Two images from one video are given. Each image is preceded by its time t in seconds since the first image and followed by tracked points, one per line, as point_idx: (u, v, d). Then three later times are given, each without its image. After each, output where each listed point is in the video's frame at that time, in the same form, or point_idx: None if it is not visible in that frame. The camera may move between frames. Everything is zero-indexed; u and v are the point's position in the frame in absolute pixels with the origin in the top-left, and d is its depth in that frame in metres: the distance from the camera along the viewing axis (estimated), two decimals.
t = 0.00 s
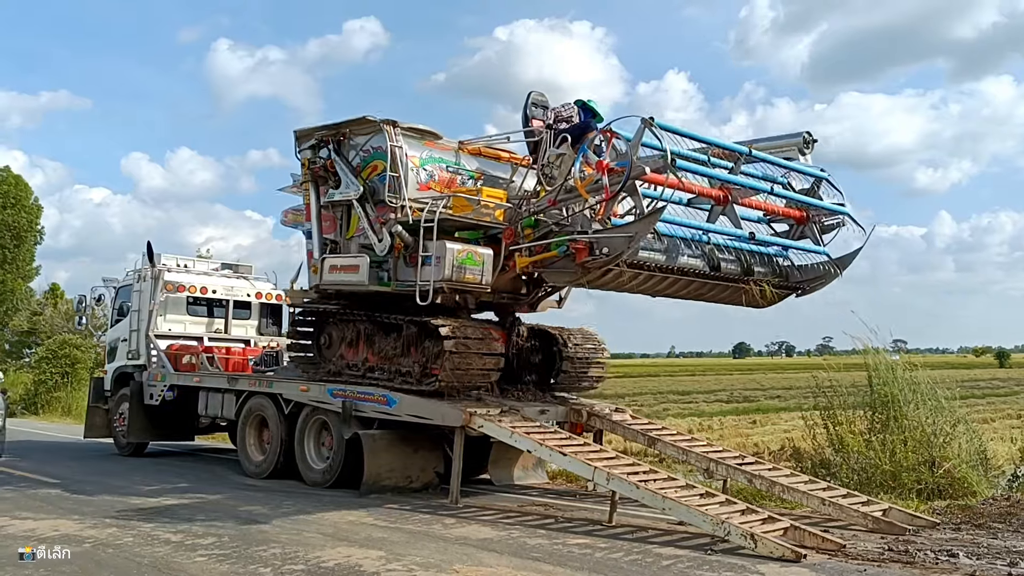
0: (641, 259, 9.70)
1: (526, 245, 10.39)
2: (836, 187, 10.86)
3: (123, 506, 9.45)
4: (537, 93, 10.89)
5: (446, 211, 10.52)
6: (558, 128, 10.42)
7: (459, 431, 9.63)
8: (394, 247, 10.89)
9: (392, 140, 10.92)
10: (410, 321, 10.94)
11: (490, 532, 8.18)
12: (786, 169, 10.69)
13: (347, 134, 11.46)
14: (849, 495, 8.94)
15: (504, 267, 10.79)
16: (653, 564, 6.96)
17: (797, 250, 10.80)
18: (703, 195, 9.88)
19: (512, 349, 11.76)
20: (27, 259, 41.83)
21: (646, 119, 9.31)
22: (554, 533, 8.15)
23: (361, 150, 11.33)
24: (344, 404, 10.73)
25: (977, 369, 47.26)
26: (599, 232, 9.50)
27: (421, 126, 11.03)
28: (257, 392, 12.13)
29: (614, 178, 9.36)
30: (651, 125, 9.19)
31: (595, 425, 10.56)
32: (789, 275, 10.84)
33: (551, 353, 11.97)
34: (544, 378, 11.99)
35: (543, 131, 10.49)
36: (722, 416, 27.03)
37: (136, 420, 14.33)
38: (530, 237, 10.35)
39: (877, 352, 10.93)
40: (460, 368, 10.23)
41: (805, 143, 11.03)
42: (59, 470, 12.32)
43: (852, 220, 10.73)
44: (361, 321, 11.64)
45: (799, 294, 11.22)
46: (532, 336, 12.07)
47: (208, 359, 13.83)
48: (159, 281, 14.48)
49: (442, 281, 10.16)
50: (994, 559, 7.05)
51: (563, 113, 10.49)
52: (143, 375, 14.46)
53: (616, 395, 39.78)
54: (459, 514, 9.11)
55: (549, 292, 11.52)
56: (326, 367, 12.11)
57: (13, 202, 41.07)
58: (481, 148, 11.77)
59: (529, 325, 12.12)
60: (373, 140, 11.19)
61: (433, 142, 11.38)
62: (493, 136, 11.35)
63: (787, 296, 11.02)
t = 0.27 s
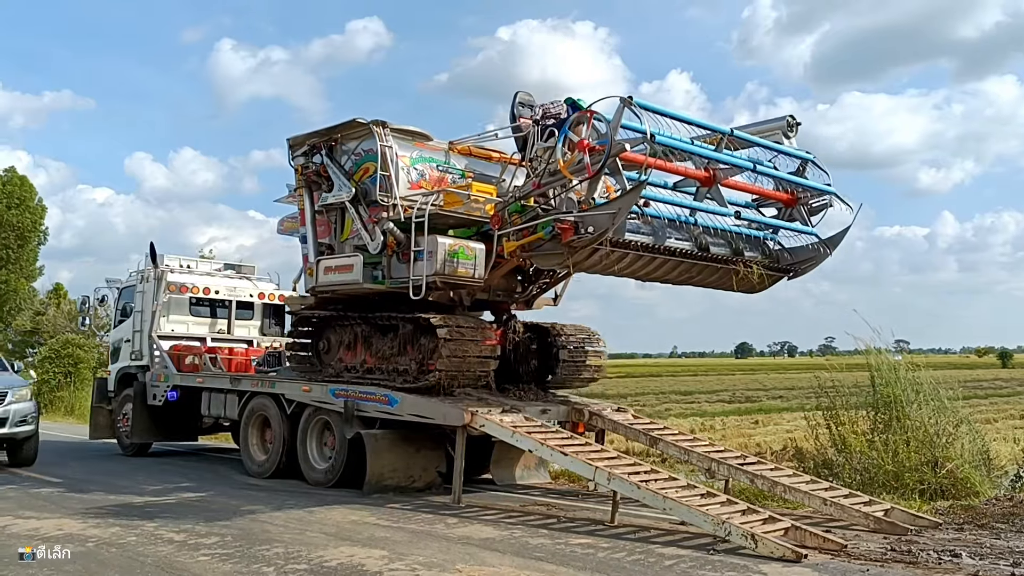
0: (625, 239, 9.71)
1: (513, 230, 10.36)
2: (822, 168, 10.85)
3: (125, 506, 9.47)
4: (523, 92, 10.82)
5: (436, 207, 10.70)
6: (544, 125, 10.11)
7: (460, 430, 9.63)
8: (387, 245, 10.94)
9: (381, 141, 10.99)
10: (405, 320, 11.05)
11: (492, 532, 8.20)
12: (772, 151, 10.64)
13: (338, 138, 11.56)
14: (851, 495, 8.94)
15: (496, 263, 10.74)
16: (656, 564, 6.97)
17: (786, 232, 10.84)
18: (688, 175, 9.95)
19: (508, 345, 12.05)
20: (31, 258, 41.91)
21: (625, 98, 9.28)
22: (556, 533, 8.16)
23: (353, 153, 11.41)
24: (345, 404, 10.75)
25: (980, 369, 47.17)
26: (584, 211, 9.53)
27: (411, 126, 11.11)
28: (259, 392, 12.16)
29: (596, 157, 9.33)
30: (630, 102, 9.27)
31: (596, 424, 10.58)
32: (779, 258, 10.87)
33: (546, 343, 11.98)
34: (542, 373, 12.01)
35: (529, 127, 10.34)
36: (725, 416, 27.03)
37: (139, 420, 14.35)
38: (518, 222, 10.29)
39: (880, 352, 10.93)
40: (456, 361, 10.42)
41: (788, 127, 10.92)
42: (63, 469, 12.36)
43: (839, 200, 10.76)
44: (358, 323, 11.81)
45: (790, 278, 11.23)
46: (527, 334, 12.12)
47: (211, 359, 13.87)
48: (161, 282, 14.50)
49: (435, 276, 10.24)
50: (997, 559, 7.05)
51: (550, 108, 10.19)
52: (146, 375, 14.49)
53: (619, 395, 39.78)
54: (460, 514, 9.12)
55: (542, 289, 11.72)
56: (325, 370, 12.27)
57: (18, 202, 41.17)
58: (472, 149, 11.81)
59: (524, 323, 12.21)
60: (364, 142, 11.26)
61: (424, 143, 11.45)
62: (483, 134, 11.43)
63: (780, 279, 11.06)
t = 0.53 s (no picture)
0: (620, 240, 9.69)
1: (510, 230, 10.34)
2: (816, 170, 10.88)
3: (127, 505, 9.48)
4: (518, 94, 10.79)
5: (433, 206, 10.65)
6: (538, 125, 10.26)
7: (460, 428, 9.63)
8: (385, 244, 10.96)
9: (379, 141, 11.00)
10: (402, 318, 11.05)
11: (493, 532, 8.20)
12: (767, 152, 10.68)
13: (335, 139, 11.58)
14: (852, 495, 8.94)
15: (493, 263, 10.78)
16: (657, 564, 6.97)
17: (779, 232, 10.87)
18: (682, 176, 10.00)
19: (505, 344, 11.88)
20: (33, 259, 41.96)
21: (622, 101, 9.30)
22: (557, 532, 8.16)
23: (351, 154, 11.43)
24: (346, 402, 10.77)
25: (982, 370, 47.13)
26: (580, 212, 9.50)
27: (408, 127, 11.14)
28: (259, 392, 12.17)
29: (593, 159, 9.36)
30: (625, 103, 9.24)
31: (596, 422, 10.57)
32: (774, 258, 10.81)
33: (541, 337, 12.00)
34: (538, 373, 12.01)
35: (525, 126, 10.44)
36: (727, 417, 27.03)
37: (141, 422, 14.36)
38: (515, 223, 10.26)
39: (881, 352, 10.92)
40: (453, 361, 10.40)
41: (783, 129, 11.00)
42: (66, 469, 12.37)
43: (833, 202, 10.79)
44: (356, 322, 11.83)
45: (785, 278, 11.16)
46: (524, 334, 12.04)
47: (211, 361, 13.89)
48: (162, 284, 14.52)
49: (432, 275, 10.24)
50: (998, 559, 7.05)
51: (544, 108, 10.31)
52: (147, 377, 14.50)
53: (620, 396, 39.78)
54: (462, 513, 9.12)
55: (538, 288, 11.84)
56: (322, 368, 12.30)
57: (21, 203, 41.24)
58: (469, 149, 11.92)
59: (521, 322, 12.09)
60: (362, 143, 11.28)
61: (421, 143, 11.50)
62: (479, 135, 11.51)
63: (774, 280, 10.98)
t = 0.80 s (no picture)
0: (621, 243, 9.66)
1: (511, 231, 10.41)
2: (813, 173, 10.92)
3: (129, 505, 9.49)
4: (517, 96, 10.79)
5: (433, 207, 10.64)
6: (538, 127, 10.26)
7: (463, 428, 9.63)
8: (385, 244, 10.98)
9: (380, 142, 11.01)
10: (402, 319, 11.08)
11: (495, 532, 8.20)
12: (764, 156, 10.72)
13: (336, 140, 11.58)
14: (853, 495, 8.95)
15: (491, 264, 10.87)
16: (659, 564, 6.98)
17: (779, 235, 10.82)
18: (682, 179, 10.01)
19: (503, 345, 12.04)
20: (35, 259, 42.02)
21: (622, 104, 9.33)
22: (559, 533, 8.17)
23: (351, 155, 11.43)
24: (348, 402, 10.78)
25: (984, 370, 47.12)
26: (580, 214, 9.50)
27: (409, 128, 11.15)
28: (262, 391, 12.18)
29: (593, 161, 9.35)
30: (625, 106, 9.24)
31: (598, 423, 10.58)
32: (772, 261, 10.80)
33: (540, 339, 12.02)
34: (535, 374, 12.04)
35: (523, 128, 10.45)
36: (728, 417, 27.05)
37: (143, 421, 14.37)
38: (515, 224, 10.31)
39: (883, 353, 10.92)
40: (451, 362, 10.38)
41: (782, 131, 11.05)
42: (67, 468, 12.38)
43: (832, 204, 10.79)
44: (356, 322, 11.85)
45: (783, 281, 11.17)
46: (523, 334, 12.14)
47: (214, 360, 14.00)
48: (164, 283, 14.53)
49: (432, 276, 10.27)
50: (1000, 560, 7.06)
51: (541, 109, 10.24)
52: (149, 376, 14.51)
53: (621, 395, 39.79)
54: (463, 513, 9.13)
55: (537, 290, 11.92)
56: (320, 368, 12.32)
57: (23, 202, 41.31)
58: (469, 151, 11.95)
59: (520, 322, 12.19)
60: (362, 143, 11.28)
61: (421, 144, 11.51)
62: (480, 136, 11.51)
63: (772, 283, 10.96)
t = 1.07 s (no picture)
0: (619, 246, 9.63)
1: (508, 233, 10.46)
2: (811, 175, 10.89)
3: (130, 504, 9.50)
4: (518, 97, 10.82)
5: (431, 210, 10.61)
6: (538, 129, 10.27)
7: (464, 430, 9.62)
8: (383, 246, 11.01)
9: (378, 144, 11.04)
10: (400, 320, 11.12)
11: (496, 533, 8.21)
12: (762, 158, 10.66)
13: (335, 141, 11.58)
14: (854, 496, 8.95)
15: (490, 264, 10.94)
16: (660, 565, 6.98)
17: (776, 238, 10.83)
18: (677, 181, 10.04)
19: (502, 346, 12.07)
20: (37, 259, 42.08)
21: (617, 107, 9.34)
22: (560, 533, 8.17)
23: (350, 156, 11.44)
24: (350, 404, 10.78)
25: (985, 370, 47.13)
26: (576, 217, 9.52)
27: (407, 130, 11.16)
28: (263, 391, 12.20)
29: (589, 164, 9.36)
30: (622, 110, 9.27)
31: (600, 425, 10.59)
32: (769, 263, 10.80)
33: (539, 340, 12.00)
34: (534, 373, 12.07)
35: (522, 130, 10.54)
36: (729, 417, 27.06)
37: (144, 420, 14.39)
38: (511, 226, 10.38)
39: (884, 354, 10.92)
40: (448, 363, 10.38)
41: (778, 133, 10.97)
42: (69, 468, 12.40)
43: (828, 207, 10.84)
44: (354, 324, 11.87)
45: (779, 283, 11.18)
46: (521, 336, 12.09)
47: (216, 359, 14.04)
48: (166, 283, 14.55)
49: (429, 277, 10.30)
50: (1001, 561, 7.06)
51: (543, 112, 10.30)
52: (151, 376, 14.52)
53: (623, 396, 39.80)
54: (464, 514, 9.13)
55: (535, 291, 11.96)
56: (319, 368, 12.31)
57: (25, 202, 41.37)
58: (468, 152, 11.93)
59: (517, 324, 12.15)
60: (361, 145, 11.29)
61: (419, 147, 11.53)
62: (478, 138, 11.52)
63: (767, 284, 10.95)
